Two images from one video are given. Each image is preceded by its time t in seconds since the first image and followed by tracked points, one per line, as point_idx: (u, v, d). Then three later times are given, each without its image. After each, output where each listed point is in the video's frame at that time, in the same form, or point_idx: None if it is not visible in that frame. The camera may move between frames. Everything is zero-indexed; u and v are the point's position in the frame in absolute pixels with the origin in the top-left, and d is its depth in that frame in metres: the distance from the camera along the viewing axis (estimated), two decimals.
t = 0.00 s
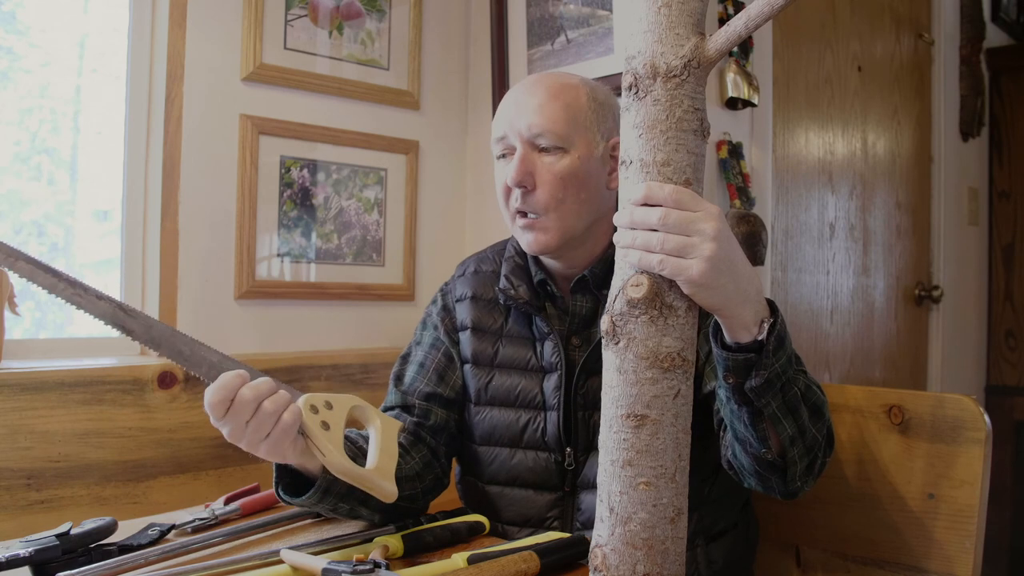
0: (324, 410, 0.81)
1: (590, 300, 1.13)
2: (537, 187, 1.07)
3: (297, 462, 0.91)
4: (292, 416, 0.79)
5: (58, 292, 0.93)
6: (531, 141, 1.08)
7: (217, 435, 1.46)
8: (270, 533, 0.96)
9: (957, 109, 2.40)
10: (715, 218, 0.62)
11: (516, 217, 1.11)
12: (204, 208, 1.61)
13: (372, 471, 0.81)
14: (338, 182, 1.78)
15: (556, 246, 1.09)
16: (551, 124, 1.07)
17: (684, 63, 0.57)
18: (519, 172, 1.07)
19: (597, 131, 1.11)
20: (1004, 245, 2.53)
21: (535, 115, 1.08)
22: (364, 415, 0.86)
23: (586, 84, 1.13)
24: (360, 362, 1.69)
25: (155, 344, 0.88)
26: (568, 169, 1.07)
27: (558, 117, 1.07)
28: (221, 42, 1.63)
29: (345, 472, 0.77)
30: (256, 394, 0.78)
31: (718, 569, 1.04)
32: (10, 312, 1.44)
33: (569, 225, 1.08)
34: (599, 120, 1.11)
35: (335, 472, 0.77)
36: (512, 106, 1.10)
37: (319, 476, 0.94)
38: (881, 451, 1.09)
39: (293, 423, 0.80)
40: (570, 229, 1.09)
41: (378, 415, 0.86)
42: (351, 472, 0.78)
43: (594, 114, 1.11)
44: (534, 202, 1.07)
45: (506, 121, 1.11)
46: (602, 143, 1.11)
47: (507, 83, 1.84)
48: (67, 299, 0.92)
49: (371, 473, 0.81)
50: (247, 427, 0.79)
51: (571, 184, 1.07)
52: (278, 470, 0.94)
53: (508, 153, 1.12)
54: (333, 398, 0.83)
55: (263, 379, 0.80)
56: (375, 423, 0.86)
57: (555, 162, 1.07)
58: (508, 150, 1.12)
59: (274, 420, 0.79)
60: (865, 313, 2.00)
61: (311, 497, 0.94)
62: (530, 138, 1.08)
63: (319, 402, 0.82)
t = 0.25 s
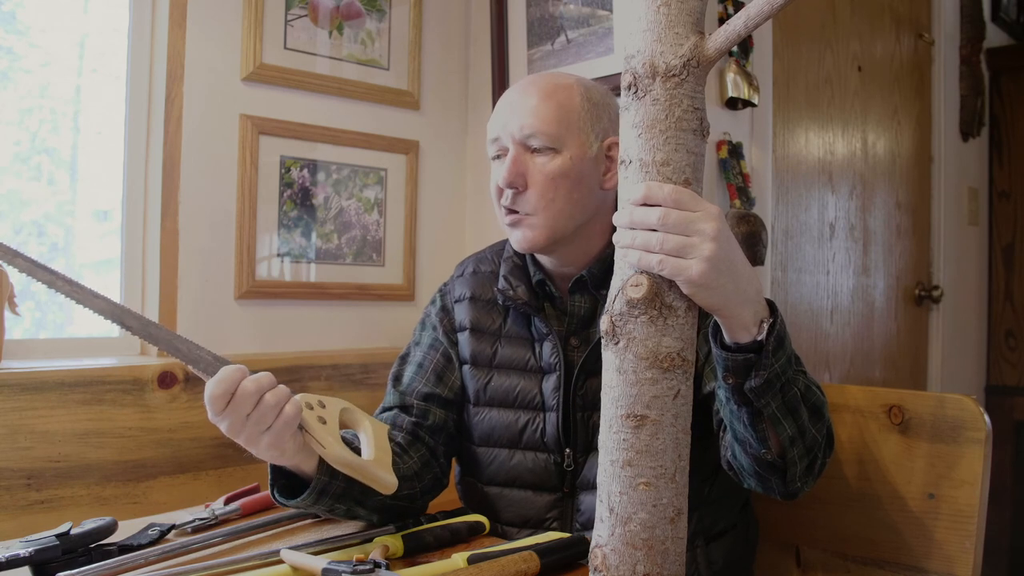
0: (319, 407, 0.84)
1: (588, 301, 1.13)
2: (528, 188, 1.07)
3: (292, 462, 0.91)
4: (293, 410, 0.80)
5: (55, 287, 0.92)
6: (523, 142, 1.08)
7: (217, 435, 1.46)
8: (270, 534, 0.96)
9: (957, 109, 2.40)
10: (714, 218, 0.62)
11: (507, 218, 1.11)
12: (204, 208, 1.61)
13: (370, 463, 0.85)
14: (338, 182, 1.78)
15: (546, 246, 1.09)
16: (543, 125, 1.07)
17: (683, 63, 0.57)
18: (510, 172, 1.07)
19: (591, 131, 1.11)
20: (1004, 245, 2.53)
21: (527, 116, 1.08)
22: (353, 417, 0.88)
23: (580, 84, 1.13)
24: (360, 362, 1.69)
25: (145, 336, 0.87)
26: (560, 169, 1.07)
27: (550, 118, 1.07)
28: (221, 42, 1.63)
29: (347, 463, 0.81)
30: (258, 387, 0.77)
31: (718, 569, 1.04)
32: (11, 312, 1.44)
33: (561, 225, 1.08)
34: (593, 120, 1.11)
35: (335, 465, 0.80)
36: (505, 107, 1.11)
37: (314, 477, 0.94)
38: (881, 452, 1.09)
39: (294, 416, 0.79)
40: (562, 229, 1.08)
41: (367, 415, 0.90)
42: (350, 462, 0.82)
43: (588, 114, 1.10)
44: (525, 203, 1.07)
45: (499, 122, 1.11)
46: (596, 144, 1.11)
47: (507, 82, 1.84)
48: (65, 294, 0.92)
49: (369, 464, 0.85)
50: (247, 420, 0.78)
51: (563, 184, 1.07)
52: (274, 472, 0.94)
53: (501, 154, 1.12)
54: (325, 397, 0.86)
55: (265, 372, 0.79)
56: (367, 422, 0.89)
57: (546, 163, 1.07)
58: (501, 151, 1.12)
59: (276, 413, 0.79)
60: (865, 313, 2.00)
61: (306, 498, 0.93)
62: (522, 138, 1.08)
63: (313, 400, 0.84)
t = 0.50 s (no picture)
0: (319, 407, 0.84)
1: (588, 301, 1.13)
2: (530, 189, 1.07)
3: (292, 462, 0.91)
4: (293, 411, 0.80)
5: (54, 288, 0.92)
6: (525, 142, 1.08)
7: (217, 435, 1.46)
8: (270, 534, 0.96)
9: (957, 109, 2.40)
10: (715, 218, 0.62)
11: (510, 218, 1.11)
12: (204, 208, 1.61)
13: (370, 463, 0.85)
14: (338, 182, 1.78)
15: (549, 246, 1.09)
16: (544, 125, 1.07)
17: (684, 63, 0.57)
18: (512, 173, 1.07)
19: (592, 131, 1.10)
20: (1004, 245, 2.53)
21: (529, 116, 1.08)
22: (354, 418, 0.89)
23: (580, 84, 1.13)
24: (360, 362, 1.69)
25: (144, 335, 0.87)
26: (562, 170, 1.07)
27: (552, 118, 1.07)
28: (221, 42, 1.63)
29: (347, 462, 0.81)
30: (259, 387, 0.77)
31: (718, 569, 1.04)
32: (11, 312, 1.44)
33: (563, 225, 1.08)
34: (594, 120, 1.11)
35: (335, 465, 0.80)
36: (506, 107, 1.11)
37: (314, 477, 0.94)
38: (881, 451, 1.09)
39: (294, 417, 0.79)
40: (564, 230, 1.08)
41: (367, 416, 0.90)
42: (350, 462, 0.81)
43: (589, 114, 1.10)
44: (528, 203, 1.07)
45: (500, 122, 1.11)
46: (597, 144, 1.11)
47: (507, 82, 1.84)
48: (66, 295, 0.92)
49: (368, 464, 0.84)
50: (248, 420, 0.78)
51: (565, 184, 1.07)
52: (274, 471, 0.94)
53: (502, 153, 1.12)
54: (326, 398, 0.86)
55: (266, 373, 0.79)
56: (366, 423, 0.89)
57: (548, 163, 1.07)
58: (503, 150, 1.12)
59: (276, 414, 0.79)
60: (865, 313, 2.00)
61: (306, 498, 0.93)
62: (524, 138, 1.08)
63: (313, 401, 0.84)
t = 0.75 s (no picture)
0: (315, 412, 0.81)
1: (588, 302, 1.13)
2: (532, 188, 1.07)
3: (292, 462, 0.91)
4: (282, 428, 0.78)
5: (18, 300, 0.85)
6: (527, 142, 1.08)
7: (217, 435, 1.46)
8: (270, 534, 0.96)
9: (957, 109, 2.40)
10: (715, 218, 0.62)
11: (512, 218, 1.11)
12: (204, 208, 1.61)
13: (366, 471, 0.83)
14: (338, 182, 1.78)
15: (551, 246, 1.09)
16: (546, 124, 1.07)
17: (683, 62, 0.57)
18: (514, 172, 1.07)
19: (594, 131, 1.11)
20: (1004, 245, 2.53)
21: (531, 115, 1.08)
22: (355, 416, 0.86)
23: (581, 84, 1.13)
24: (360, 362, 1.69)
25: (150, 361, 0.84)
26: (564, 168, 1.07)
27: (553, 117, 1.07)
28: (221, 42, 1.63)
29: (339, 473, 0.79)
30: (245, 407, 0.76)
31: (718, 569, 1.04)
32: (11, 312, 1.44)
33: (565, 225, 1.08)
34: (595, 120, 1.11)
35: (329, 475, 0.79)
36: (508, 106, 1.11)
37: (314, 477, 0.93)
38: (881, 452, 1.09)
39: (283, 435, 0.78)
40: (565, 230, 1.09)
41: (368, 415, 0.87)
42: (344, 472, 0.80)
43: (590, 114, 1.10)
44: (530, 203, 1.07)
45: (502, 121, 1.11)
46: (598, 144, 1.11)
47: (507, 83, 1.85)
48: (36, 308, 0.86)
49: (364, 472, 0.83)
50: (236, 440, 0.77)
51: (566, 183, 1.07)
52: (274, 471, 0.94)
53: (504, 152, 1.12)
54: (323, 399, 0.83)
55: (253, 391, 0.78)
56: (368, 420, 0.87)
57: (550, 162, 1.07)
58: (504, 150, 1.11)
59: (265, 432, 0.78)
60: (865, 313, 2.00)
61: (305, 498, 0.93)
62: (525, 138, 1.08)
63: (309, 405, 0.81)
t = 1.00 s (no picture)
0: (310, 415, 0.81)
1: (588, 302, 1.13)
2: (540, 186, 1.07)
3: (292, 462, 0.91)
4: (281, 432, 0.78)
5: None
6: (534, 140, 1.08)
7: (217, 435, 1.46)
8: (270, 534, 0.96)
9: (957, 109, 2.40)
10: (715, 218, 0.62)
11: (517, 216, 1.10)
12: (204, 208, 1.61)
13: (370, 465, 0.82)
14: (338, 182, 1.78)
15: (557, 245, 1.09)
16: (554, 123, 1.07)
17: (684, 64, 0.57)
18: (522, 170, 1.07)
19: (600, 131, 1.11)
20: (1004, 245, 2.53)
21: (539, 113, 1.08)
22: (349, 418, 0.87)
23: (586, 84, 1.13)
24: (360, 362, 1.69)
25: (143, 377, 0.78)
26: (571, 167, 1.07)
27: (561, 116, 1.07)
28: (221, 42, 1.63)
29: (343, 468, 0.79)
30: (242, 414, 0.76)
31: (718, 569, 1.04)
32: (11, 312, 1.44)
33: (571, 225, 1.08)
34: (601, 121, 1.11)
35: (332, 472, 0.78)
36: (515, 104, 1.10)
37: (311, 480, 0.93)
38: (881, 452, 1.09)
39: (283, 439, 0.78)
40: (572, 229, 1.09)
41: (362, 416, 0.88)
42: (347, 468, 0.79)
43: (596, 114, 1.11)
44: (537, 202, 1.07)
45: (509, 118, 1.10)
46: (603, 144, 1.11)
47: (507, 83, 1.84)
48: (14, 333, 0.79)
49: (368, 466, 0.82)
50: (235, 445, 0.77)
51: (574, 182, 1.07)
52: (272, 474, 0.94)
53: (510, 150, 1.11)
54: (317, 403, 0.83)
55: (249, 396, 0.77)
56: (363, 422, 0.88)
57: (558, 160, 1.07)
58: (510, 148, 1.11)
59: (264, 437, 0.77)
60: (865, 313, 2.00)
61: (302, 501, 0.93)
62: (533, 136, 1.08)
63: (303, 408, 0.81)
